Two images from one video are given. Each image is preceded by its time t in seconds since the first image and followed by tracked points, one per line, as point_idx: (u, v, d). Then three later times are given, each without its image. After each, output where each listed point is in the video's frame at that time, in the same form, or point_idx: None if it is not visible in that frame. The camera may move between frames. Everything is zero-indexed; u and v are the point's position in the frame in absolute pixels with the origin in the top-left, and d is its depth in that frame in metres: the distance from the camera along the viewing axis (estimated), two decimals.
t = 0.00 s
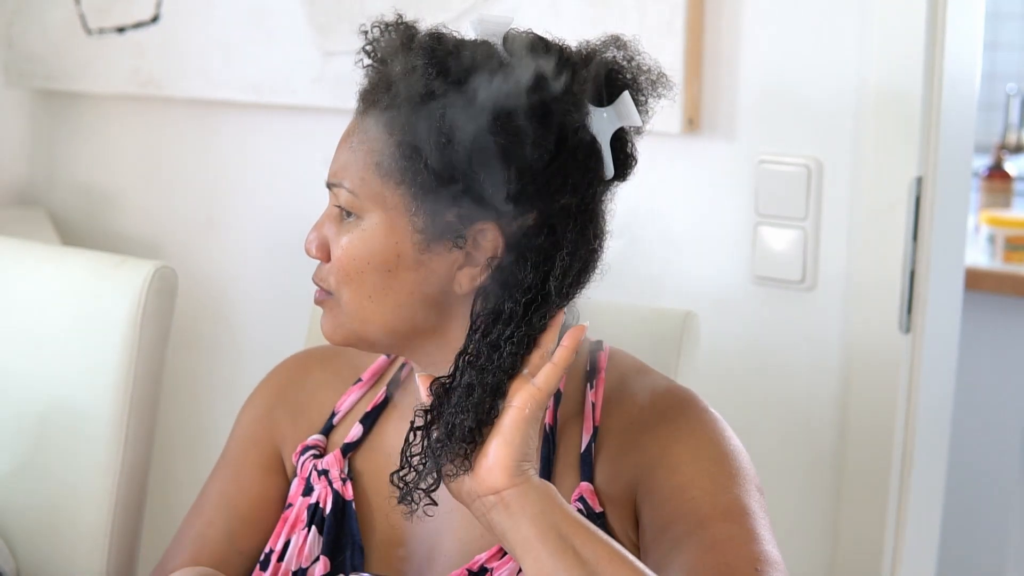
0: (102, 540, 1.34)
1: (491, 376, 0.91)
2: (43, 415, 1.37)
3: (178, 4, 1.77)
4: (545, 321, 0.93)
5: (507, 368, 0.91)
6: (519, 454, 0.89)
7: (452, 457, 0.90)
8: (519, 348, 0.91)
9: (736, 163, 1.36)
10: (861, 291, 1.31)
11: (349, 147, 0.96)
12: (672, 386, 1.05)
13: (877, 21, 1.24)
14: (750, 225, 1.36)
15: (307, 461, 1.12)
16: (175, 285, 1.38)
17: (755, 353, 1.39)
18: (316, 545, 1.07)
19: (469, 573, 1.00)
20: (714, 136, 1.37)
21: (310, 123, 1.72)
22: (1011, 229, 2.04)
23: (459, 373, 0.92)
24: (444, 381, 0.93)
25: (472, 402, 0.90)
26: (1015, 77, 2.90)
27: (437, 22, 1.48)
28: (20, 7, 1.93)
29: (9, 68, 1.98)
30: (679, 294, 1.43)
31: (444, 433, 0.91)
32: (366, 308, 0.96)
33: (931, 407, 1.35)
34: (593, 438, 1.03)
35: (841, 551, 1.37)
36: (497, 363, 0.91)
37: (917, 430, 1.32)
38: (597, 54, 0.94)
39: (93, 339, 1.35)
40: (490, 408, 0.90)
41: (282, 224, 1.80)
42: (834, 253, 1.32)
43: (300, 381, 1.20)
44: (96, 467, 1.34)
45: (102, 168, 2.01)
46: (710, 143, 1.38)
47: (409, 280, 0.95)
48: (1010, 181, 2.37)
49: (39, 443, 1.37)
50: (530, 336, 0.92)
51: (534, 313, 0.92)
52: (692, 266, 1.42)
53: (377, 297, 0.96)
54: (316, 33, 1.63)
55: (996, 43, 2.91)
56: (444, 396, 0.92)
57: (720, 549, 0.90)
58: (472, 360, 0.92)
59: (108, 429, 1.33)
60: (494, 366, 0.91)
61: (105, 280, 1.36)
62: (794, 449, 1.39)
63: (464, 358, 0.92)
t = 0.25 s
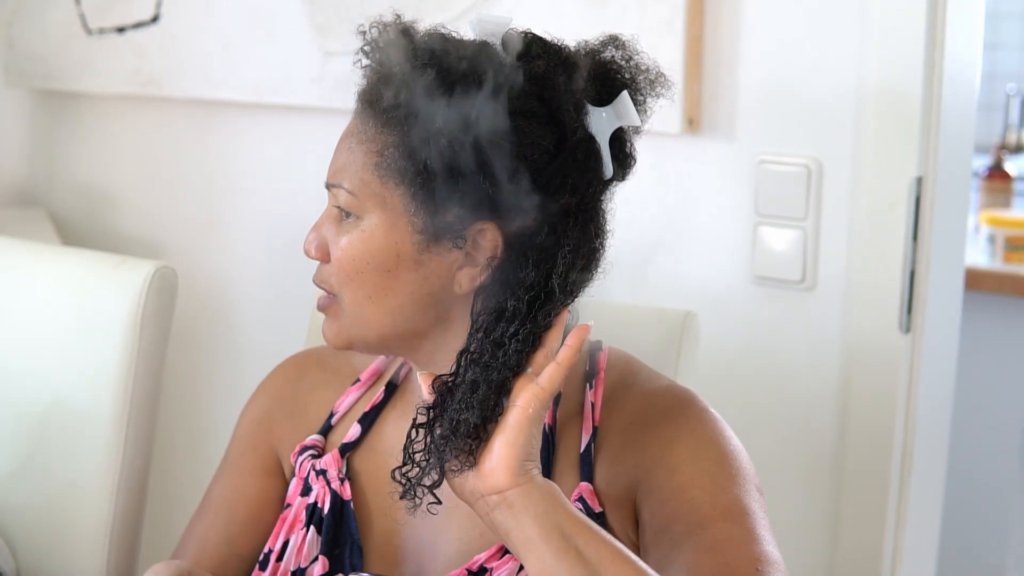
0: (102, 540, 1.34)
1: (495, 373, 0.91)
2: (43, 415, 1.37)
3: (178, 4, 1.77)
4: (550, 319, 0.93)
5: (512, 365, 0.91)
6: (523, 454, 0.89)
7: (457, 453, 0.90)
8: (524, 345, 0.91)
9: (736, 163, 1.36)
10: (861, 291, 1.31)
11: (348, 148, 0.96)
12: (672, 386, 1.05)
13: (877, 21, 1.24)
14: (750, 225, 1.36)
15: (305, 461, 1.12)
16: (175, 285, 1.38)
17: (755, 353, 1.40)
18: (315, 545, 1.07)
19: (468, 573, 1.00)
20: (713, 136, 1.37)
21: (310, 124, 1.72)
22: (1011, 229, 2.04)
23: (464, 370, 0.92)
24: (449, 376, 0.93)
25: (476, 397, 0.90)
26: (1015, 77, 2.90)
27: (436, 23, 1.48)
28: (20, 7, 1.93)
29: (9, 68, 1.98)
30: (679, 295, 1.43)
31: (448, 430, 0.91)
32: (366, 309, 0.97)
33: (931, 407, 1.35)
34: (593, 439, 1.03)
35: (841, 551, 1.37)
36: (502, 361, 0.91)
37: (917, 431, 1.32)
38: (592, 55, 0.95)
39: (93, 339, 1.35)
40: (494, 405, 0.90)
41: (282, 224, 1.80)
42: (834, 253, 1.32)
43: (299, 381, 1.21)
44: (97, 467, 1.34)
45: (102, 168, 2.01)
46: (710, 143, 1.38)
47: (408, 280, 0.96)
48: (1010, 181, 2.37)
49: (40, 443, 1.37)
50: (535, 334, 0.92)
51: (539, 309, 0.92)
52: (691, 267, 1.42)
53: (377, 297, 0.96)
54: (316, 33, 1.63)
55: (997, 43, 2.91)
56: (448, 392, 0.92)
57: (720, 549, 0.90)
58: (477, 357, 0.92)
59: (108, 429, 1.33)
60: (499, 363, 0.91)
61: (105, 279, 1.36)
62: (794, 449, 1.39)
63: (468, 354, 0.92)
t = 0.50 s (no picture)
0: (102, 540, 1.34)
1: (498, 370, 0.91)
2: (43, 416, 1.37)
3: (178, 5, 1.78)
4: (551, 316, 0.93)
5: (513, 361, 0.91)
6: (525, 453, 0.89)
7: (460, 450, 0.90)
8: (526, 341, 0.91)
9: (736, 163, 1.36)
10: (861, 291, 1.30)
11: (349, 148, 0.96)
12: (672, 386, 1.05)
13: (877, 21, 1.24)
14: (750, 225, 1.36)
15: (304, 461, 1.12)
16: (175, 284, 1.38)
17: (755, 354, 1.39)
18: (315, 545, 1.07)
19: (469, 573, 1.00)
20: (714, 136, 1.37)
21: (310, 124, 1.72)
22: (1011, 229, 2.05)
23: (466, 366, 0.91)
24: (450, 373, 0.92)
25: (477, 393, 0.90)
26: (1014, 77, 2.90)
27: (436, 22, 1.48)
28: (20, 7, 1.93)
29: (8, 68, 1.98)
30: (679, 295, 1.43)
31: (451, 426, 0.90)
32: (367, 309, 0.97)
33: (932, 407, 1.35)
34: (594, 438, 1.03)
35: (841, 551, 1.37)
36: (504, 358, 0.91)
37: (917, 431, 1.32)
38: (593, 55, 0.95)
39: (92, 339, 1.35)
40: (497, 401, 0.90)
41: (282, 224, 1.80)
42: (834, 254, 1.32)
43: (299, 382, 1.21)
44: (96, 467, 1.34)
45: (102, 167, 2.01)
46: (710, 143, 1.38)
47: (409, 282, 0.96)
48: (1010, 181, 2.37)
49: (39, 444, 1.37)
50: (538, 331, 0.92)
51: (540, 306, 0.92)
52: (691, 267, 1.42)
53: (378, 297, 0.96)
54: (316, 33, 1.63)
55: (997, 43, 2.90)
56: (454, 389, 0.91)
57: (721, 551, 0.90)
58: (478, 353, 0.91)
59: (108, 429, 1.33)
60: (502, 358, 0.90)
61: (104, 279, 1.36)
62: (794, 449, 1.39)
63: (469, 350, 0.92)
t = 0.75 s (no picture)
0: (102, 540, 1.34)
1: (500, 369, 0.90)
2: (43, 415, 1.37)
3: (178, 4, 1.78)
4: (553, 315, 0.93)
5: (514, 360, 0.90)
6: (526, 453, 0.88)
7: (461, 449, 0.89)
8: (527, 340, 0.91)
9: (736, 163, 1.36)
10: (861, 292, 1.30)
11: (349, 148, 0.96)
12: (673, 387, 1.05)
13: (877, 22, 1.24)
14: (750, 225, 1.36)
15: (304, 462, 1.12)
16: (176, 285, 1.38)
17: (755, 354, 1.40)
18: (314, 545, 1.07)
19: (470, 573, 1.00)
20: (713, 136, 1.37)
21: (309, 124, 1.72)
22: (1012, 229, 2.05)
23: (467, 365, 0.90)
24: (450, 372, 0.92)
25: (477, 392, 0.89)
26: (1014, 77, 2.90)
27: (436, 22, 1.48)
28: (20, 7, 1.94)
29: (8, 67, 1.98)
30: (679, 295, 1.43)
31: (452, 425, 0.89)
32: (369, 310, 0.97)
33: (932, 407, 1.35)
34: (594, 438, 1.03)
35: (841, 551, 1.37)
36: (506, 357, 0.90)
37: (917, 431, 1.32)
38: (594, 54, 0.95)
39: (93, 339, 1.35)
40: (498, 401, 0.90)
41: (282, 224, 1.80)
42: (834, 254, 1.32)
43: (298, 383, 1.21)
44: (96, 467, 1.34)
45: (102, 168, 2.01)
46: (711, 143, 1.38)
47: (410, 282, 0.96)
48: (1010, 181, 2.37)
49: (40, 443, 1.37)
50: (539, 330, 0.91)
51: (541, 305, 0.92)
52: (691, 267, 1.42)
53: (379, 298, 0.96)
54: (316, 33, 1.63)
55: (997, 43, 2.90)
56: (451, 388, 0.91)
57: (721, 550, 0.89)
58: (479, 353, 0.90)
59: (108, 429, 1.33)
60: (503, 357, 0.90)
61: (105, 279, 1.36)
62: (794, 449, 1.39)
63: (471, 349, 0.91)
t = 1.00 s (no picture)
0: (102, 540, 1.34)
1: (498, 368, 0.90)
2: (43, 415, 1.37)
3: (178, 4, 1.78)
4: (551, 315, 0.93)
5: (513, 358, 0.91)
6: (524, 453, 0.88)
7: (459, 448, 0.90)
8: (526, 339, 0.91)
9: (736, 164, 1.36)
10: (861, 291, 1.30)
11: (347, 148, 0.96)
12: (671, 386, 1.05)
13: (877, 21, 1.24)
14: (750, 225, 1.36)
15: (302, 462, 1.12)
16: (175, 284, 1.38)
17: (755, 354, 1.40)
18: (313, 545, 1.07)
19: (468, 572, 0.99)
20: (713, 136, 1.37)
21: (309, 124, 1.72)
22: (1012, 229, 2.05)
23: (467, 364, 0.91)
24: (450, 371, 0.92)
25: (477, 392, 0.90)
26: (1014, 77, 2.91)
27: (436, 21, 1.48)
28: (20, 7, 1.94)
29: (8, 67, 1.98)
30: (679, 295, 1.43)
31: (450, 423, 0.90)
32: (366, 309, 0.97)
33: (931, 407, 1.35)
34: (592, 438, 1.03)
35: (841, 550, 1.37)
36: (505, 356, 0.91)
37: (917, 430, 1.32)
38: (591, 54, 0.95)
39: (93, 339, 1.35)
40: (497, 399, 0.90)
41: (282, 224, 1.80)
42: (834, 254, 1.32)
43: (299, 384, 1.21)
44: (97, 466, 1.34)
45: (102, 167, 2.01)
46: (711, 142, 1.38)
47: (408, 282, 0.96)
48: (1010, 181, 2.37)
49: (40, 443, 1.37)
50: (537, 329, 0.92)
51: (540, 304, 0.92)
52: (691, 267, 1.42)
53: (377, 297, 0.96)
54: (316, 33, 1.63)
55: (997, 43, 2.90)
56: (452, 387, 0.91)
57: (720, 550, 0.89)
58: (478, 352, 0.91)
59: (108, 429, 1.33)
60: (502, 356, 0.90)
61: (104, 279, 1.36)
62: (794, 449, 1.39)
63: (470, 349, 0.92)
